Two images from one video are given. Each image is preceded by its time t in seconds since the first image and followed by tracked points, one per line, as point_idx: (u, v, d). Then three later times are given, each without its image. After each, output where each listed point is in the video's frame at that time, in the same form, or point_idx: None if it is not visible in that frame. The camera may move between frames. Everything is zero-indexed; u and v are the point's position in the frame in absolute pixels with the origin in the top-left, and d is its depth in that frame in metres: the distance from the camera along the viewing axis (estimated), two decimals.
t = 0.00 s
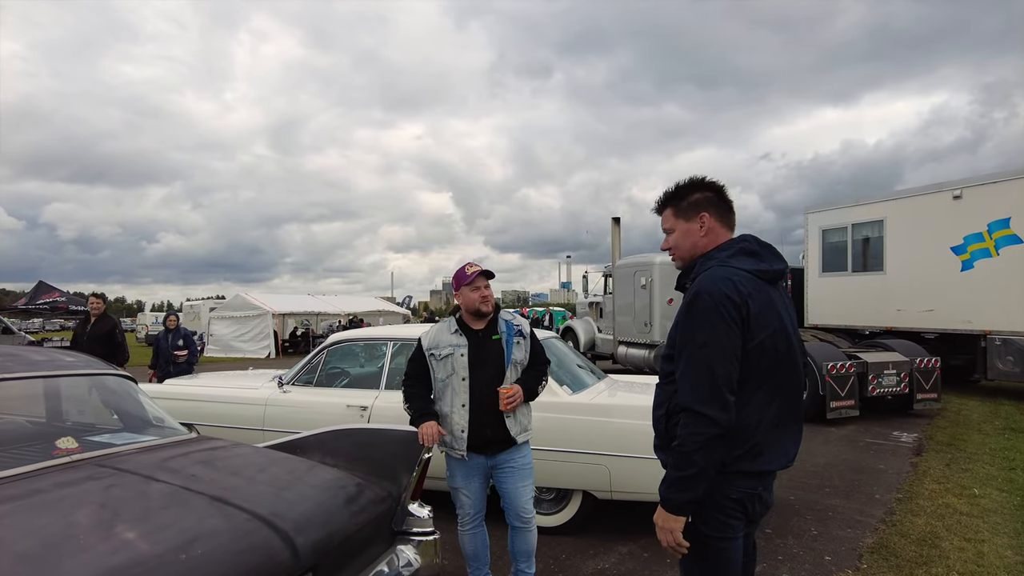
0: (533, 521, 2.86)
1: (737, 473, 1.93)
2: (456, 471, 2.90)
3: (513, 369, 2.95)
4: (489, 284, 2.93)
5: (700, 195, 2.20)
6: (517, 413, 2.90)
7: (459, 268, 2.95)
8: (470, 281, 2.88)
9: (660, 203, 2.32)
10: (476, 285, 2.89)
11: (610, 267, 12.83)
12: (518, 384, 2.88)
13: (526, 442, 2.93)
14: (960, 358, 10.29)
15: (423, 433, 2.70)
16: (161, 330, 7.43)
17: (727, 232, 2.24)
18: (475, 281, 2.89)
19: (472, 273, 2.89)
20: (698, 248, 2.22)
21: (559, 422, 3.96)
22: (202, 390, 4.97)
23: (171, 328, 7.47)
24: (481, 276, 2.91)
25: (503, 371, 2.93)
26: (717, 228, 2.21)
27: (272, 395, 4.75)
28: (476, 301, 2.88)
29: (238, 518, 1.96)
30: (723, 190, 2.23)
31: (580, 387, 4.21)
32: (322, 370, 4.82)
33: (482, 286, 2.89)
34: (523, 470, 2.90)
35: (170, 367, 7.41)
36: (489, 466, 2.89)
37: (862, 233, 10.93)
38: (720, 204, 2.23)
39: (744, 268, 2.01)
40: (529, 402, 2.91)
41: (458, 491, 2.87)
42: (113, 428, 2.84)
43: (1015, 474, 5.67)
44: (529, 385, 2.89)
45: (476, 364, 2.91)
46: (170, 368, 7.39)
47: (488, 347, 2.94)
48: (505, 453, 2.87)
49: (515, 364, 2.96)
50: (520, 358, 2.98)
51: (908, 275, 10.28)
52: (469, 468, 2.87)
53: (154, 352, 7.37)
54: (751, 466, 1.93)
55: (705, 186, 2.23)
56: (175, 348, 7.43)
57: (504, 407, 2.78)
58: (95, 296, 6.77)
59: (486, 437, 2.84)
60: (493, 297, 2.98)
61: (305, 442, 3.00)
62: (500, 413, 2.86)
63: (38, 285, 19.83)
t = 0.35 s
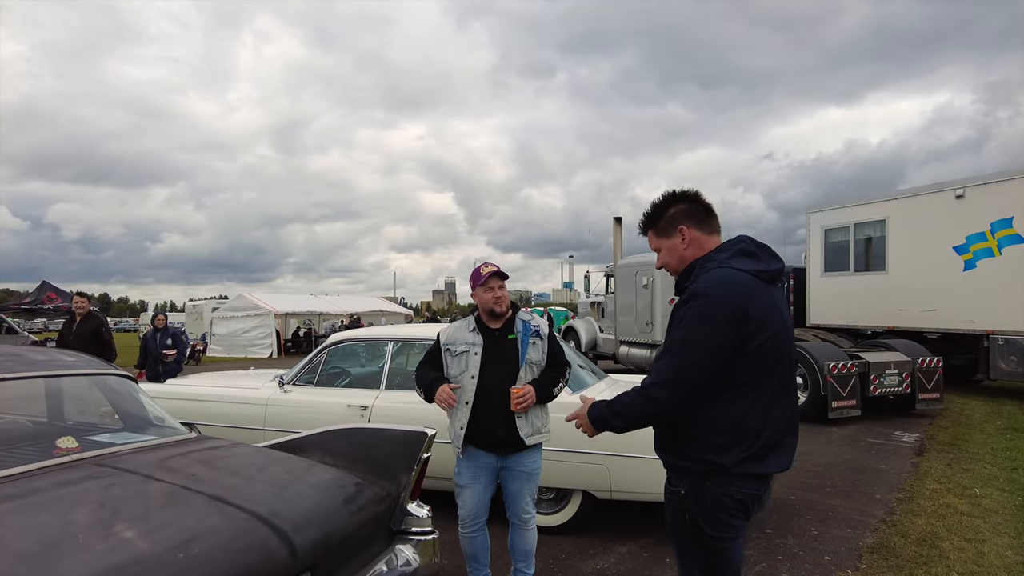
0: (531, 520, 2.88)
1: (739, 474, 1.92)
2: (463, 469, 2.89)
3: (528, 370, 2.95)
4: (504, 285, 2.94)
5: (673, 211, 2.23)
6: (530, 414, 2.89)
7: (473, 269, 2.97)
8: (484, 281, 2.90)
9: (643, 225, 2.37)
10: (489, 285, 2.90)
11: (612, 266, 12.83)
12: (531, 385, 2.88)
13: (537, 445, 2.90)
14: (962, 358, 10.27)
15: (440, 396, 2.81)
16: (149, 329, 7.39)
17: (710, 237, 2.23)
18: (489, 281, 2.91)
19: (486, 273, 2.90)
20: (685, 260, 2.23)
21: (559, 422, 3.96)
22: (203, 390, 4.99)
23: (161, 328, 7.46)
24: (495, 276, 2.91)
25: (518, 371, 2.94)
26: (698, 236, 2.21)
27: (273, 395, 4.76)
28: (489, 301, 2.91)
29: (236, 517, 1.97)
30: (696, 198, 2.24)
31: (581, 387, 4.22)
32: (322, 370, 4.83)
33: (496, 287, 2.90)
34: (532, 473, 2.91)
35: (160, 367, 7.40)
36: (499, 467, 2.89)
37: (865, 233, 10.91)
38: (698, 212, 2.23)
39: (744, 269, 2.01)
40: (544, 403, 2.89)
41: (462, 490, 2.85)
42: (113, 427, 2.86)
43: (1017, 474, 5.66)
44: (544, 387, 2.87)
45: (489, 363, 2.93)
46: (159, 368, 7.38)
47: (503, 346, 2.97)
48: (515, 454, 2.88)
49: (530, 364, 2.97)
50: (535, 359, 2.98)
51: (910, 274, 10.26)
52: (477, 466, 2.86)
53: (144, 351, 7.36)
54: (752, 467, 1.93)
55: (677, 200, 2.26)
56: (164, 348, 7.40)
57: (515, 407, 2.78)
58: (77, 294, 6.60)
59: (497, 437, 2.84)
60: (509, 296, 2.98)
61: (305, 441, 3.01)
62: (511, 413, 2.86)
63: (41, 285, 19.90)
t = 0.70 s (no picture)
0: (535, 517, 2.89)
1: (728, 464, 1.92)
2: (470, 466, 2.85)
3: (542, 372, 2.96)
4: (525, 284, 2.93)
5: (681, 208, 2.22)
6: (544, 416, 2.90)
7: (494, 265, 2.93)
8: (506, 279, 2.87)
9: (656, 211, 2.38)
10: (511, 283, 2.88)
11: (612, 266, 12.82)
12: (546, 387, 2.90)
13: (549, 446, 2.93)
14: (963, 357, 10.26)
15: (412, 429, 2.77)
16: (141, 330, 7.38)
17: (710, 239, 2.23)
18: (511, 280, 2.88)
19: (508, 272, 2.87)
20: (680, 255, 2.26)
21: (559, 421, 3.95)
22: (203, 389, 4.99)
23: (153, 328, 7.43)
24: (516, 275, 2.89)
25: (533, 372, 2.94)
26: (697, 235, 2.22)
27: (272, 394, 4.77)
28: (509, 299, 2.90)
29: (233, 513, 1.97)
30: (705, 197, 2.23)
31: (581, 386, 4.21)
32: (321, 369, 4.84)
33: (517, 285, 2.89)
34: (540, 472, 2.92)
35: (152, 368, 7.35)
36: (510, 467, 2.88)
37: (865, 232, 10.90)
38: (703, 211, 2.22)
39: (732, 266, 2.03)
40: (557, 404, 2.92)
41: (468, 487, 2.80)
42: (112, 425, 2.87)
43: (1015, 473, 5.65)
44: (557, 389, 2.91)
45: (505, 364, 2.92)
46: (152, 368, 7.36)
47: (519, 346, 2.96)
48: (528, 455, 2.88)
49: (544, 366, 2.98)
50: (549, 360, 2.99)
51: (910, 274, 10.25)
52: (487, 464, 2.83)
53: (136, 352, 7.37)
54: (743, 458, 1.93)
55: (687, 195, 2.25)
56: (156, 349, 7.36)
57: (532, 410, 2.79)
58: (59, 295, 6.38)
59: (513, 438, 2.83)
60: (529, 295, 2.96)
61: (303, 439, 3.01)
62: (528, 415, 2.86)
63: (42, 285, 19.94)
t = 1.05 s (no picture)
0: (530, 517, 2.89)
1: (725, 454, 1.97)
2: (466, 466, 2.84)
3: (535, 371, 2.97)
4: (517, 283, 2.93)
5: (684, 211, 2.23)
6: (539, 415, 2.90)
7: (486, 266, 2.93)
8: (499, 280, 2.88)
9: (655, 211, 2.36)
10: (504, 284, 2.89)
11: (612, 265, 12.82)
12: (540, 387, 2.91)
13: (546, 445, 2.94)
14: (963, 357, 10.26)
15: (407, 428, 2.76)
16: (133, 330, 7.38)
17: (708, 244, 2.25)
18: (504, 280, 2.89)
19: (501, 272, 2.88)
20: (679, 256, 2.26)
21: (557, 421, 3.96)
22: (201, 388, 5.00)
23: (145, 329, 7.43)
24: (509, 275, 2.90)
25: (526, 373, 2.95)
26: (697, 241, 2.24)
27: (270, 393, 4.77)
28: (503, 300, 2.90)
29: (226, 512, 1.98)
30: (710, 202, 2.24)
31: (578, 385, 4.21)
32: (320, 368, 4.84)
33: (511, 286, 2.90)
34: (535, 471, 2.92)
35: (142, 368, 7.33)
36: (505, 466, 2.88)
37: (865, 232, 10.90)
38: (704, 217, 2.24)
39: (727, 265, 2.04)
40: (551, 403, 2.94)
41: (464, 488, 2.80)
42: (108, 424, 2.88)
43: (1015, 472, 5.65)
44: (551, 388, 2.93)
45: (497, 364, 2.91)
46: (142, 369, 7.35)
47: (512, 347, 2.96)
48: (523, 454, 2.88)
49: (537, 366, 2.99)
50: (542, 360, 3.01)
51: (911, 273, 10.25)
52: (483, 464, 2.83)
53: (127, 352, 7.36)
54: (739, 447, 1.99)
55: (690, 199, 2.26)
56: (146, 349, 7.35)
57: (527, 409, 2.80)
58: (44, 292, 6.35)
59: (508, 438, 2.83)
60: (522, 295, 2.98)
61: (298, 438, 3.01)
62: (522, 414, 2.87)
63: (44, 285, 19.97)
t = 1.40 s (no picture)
0: (521, 510, 2.89)
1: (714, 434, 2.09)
2: (456, 460, 2.85)
3: (524, 365, 2.97)
4: (506, 278, 2.93)
5: (662, 211, 2.37)
6: (527, 409, 2.91)
7: (474, 261, 2.93)
8: (487, 275, 2.88)
9: (631, 219, 2.50)
10: (493, 279, 2.89)
11: (611, 263, 12.82)
12: (529, 381, 2.91)
13: (534, 439, 2.94)
14: (963, 355, 10.24)
15: (400, 422, 2.77)
16: (124, 327, 7.39)
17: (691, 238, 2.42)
18: (491, 275, 2.89)
19: (490, 267, 2.88)
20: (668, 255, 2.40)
21: (552, 417, 3.96)
22: (198, 385, 5.00)
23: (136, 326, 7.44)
24: (497, 270, 2.91)
25: (515, 367, 2.95)
26: (682, 236, 2.39)
27: (267, 389, 4.77)
28: (491, 294, 2.89)
29: (216, 505, 1.98)
30: (680, 200, 2.42)
31: (574, 381, 4.21)
32: (316, 365, 4.84)
33: (499, 281, 2.90)
34: (525, 464, 2.92)
35: (133, 366, 7.35)
36: (494, 459, 2.88)
37: (865, 230, 10.88)
38: (682, 214, 2.41)
39: (719, 256, 2.18)
40: (539, 397, 2.94)
41: (454, 482, 2.81)
42: (102, 419, 2.88)
43: (1014, 469, 5.63)
44: (539, 382, 2.92)
45: (486, 358, 2.91)
46: (132, 366, 7.36)
47: (500, 340, 2.96)
48: (512, 448, 2.88)
49: (526, 360, 2.99)
50: (531, 354, 3.01)
51: (911, 271, 10.23)
52: (472, 458, 2.83)
53: (118, 349, 7.38)
54: (729, 429, 2.09)
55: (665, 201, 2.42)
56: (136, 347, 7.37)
57: (514, 403, 2.80)
58: (20, 291, 6.32)
59: (496, 432, 2.83)
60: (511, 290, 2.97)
61: (292, 433, 3.01)
62: (511, 408, 2.87)
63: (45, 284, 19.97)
